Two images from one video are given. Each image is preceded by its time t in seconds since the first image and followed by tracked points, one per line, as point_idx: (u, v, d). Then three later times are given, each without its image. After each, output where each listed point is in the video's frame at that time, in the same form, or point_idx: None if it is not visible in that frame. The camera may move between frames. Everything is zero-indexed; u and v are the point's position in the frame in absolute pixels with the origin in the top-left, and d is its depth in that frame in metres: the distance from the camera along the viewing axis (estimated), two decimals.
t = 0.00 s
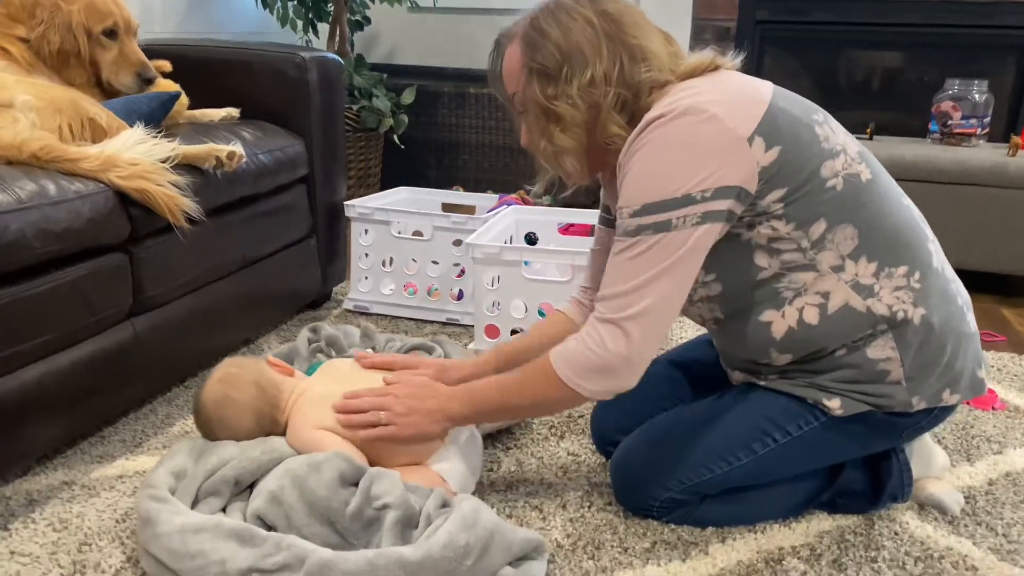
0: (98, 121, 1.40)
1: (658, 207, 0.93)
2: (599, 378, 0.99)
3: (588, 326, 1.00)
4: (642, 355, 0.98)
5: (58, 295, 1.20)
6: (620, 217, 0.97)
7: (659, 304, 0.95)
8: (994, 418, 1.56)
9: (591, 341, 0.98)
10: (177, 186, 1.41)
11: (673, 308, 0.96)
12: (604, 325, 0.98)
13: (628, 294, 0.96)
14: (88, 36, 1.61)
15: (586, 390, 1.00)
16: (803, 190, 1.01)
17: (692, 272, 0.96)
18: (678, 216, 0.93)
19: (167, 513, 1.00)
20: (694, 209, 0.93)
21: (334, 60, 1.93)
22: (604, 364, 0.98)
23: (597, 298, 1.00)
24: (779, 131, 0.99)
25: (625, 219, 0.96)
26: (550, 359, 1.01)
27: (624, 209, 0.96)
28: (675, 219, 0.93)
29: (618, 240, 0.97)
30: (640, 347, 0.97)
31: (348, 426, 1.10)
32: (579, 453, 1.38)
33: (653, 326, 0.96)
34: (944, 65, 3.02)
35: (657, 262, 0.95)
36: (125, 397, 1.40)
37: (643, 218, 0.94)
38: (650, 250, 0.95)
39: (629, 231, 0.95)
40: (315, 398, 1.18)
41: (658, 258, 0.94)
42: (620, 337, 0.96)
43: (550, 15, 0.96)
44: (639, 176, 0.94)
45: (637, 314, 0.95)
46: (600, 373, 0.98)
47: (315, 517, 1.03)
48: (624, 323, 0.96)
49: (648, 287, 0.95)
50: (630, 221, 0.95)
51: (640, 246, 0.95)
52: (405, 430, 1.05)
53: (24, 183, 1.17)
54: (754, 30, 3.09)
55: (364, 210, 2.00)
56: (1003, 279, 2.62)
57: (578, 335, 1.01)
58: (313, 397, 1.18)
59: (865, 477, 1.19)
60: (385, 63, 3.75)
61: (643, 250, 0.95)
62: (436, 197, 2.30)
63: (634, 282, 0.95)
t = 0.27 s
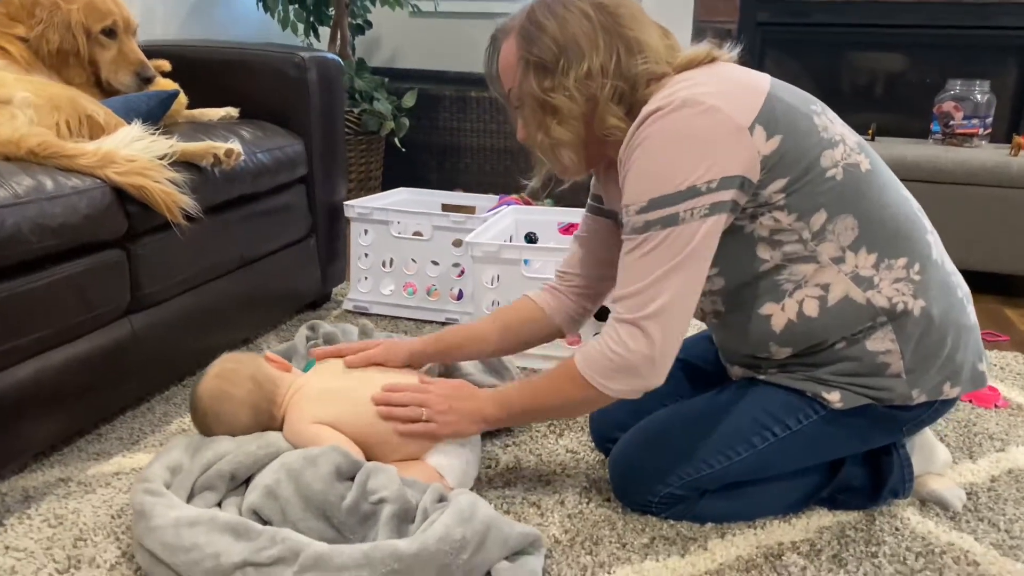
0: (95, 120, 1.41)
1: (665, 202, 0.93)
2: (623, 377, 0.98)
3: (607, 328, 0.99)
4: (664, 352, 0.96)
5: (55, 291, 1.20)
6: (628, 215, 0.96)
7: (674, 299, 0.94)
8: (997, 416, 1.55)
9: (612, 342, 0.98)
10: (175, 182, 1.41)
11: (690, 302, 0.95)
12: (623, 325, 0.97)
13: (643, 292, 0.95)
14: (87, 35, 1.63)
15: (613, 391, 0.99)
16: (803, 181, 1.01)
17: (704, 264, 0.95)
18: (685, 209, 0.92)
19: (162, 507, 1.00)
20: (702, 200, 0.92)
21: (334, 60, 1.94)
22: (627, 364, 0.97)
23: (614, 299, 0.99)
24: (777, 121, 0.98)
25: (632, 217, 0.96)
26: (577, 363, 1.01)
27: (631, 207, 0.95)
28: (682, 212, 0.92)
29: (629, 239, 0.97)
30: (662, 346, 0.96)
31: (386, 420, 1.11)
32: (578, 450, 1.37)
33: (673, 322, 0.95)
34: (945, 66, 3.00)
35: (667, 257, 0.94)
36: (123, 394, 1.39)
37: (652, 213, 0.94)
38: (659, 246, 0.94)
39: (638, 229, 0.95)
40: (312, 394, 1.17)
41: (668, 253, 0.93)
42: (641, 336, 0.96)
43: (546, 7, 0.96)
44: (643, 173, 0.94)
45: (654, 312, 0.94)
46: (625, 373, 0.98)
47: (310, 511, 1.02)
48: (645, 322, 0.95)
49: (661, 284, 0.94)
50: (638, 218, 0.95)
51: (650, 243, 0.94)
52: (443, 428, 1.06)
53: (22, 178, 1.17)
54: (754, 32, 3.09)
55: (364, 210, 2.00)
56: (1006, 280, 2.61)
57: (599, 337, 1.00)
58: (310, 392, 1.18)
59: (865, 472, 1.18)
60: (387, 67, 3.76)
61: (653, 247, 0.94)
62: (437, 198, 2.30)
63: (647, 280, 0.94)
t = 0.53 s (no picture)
0: (100, 121, 1.42)
1: (649, 198, 0.93)
2: (580, 365, 0.98)
3: (575, 314, 0.99)
4: (626, 343, 0.97)
5: (59, 292, 1.20)
6: (613, 205, 0.96)
7: (646, 293, 0.94)
8: (1004, 418, 1.54)
9: (575, 328, 0.98)
10: (179, 185, 1.42)
11: (661, 299, 0.95)
12: (589, 312, 0.97)
13: (617, 282, 0.95)
14: (92, 39, 1.65)
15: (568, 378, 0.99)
16: (804, 182, 1.01)
17: (683, 264, 0.95)
18: (669, 207, 0.92)
19: (165, 506, 1.00)
20: (686, 201, 0.92)
21: (338, 65, 1.95)
22: (588, 352, 0.97)
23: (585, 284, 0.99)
24: (778, 121, 0.98)
25: (616, 208, 0.95)
26: (535, 345, 1.00)
27: (617, 197, 0.95)
28: (665, 210, 0.93)
29: (610, 226, 0.97)
30: (626, 338, 0.96)
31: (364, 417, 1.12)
32: (582, 451, 1.37)
33: (638, 315, 0.95)
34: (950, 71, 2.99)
35: (646, 251, 0.94)
36: (126, 396, 1.39)
37: (635, 207, 0.93)
38: (641, 238, 0.94)
39: (622, 219, 0.95)
40: (315, 394, 1.17)
41: (648, 246, 0.94)
42: (604, 325, 0.96)
43: (547, 10, 0.97)
44: (634, 167, 0.94)
45: (624, 302, 0.94)
46: (583, 361, 0.97)
47: (313, 511, 1.02)
48: (610, 311, 0.95)
49: (636, 276, 0.94)
50: (622, 210, 0.95)
51: (632, 235, 0.94)
52: (391, 419, 1.06)
53: (27, 180, 1.18)
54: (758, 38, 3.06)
55: (368, 214, 2.00)
56: (1012, 284, 2.59)
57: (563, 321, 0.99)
58: (313, 392, 1.18)
59: (871, 473, 1.18)
60: (392, 75, 3.77)
61: (635, 238, 0.94)
62: (441, 202, 2.30)
63: (623, 270, 0.94)
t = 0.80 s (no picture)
0: (105, 124, 1.43)
1: (646, 199, 0.92)
2: (573, 362, 0.98)
3: (568, 310, 0.99)
4: (619, 341, 0.97)
5: (63, 294, 1.20)
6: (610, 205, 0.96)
7: (640, 293, 0.94)
8: (1012, 422, 1.53)
9: (569, 325, 0.98)
10: (183, 188, 1.42)
11: (655, 298, 0.95)
12: (583, 309, 0.97)
13: (612, 281, 0.95)
14: (98, 45, 1.66)
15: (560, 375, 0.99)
16: (808, 183, 1.00)
17: (678, 264, 0.95)
18: (667, 208, 0.92)
19: (167, 508, 0.99)
20: (683, 202, 0.92)
21: (343, 71, 1.95)
22: (580, 349, 0.97)
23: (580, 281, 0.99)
24: (782, 122, 0.98)
25: (615, 206, 0.95)
26: (526, 342, 1.00)
27: (616, 197, 0.95)
28: (664, 211, 0.92)
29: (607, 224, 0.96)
30: (619, 335, 0.96)
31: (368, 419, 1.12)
32: (587, 455, 1.36)
33: (632, 313, 0.95)
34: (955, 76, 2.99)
35: (642, 250, 0.94)
36: (131, 400, 1.39)
37: (633, 207, 0.93)
38: (637, 238, 0.94)
39: (619, 218, 0.94)
40: (318, 397, 1.17)
41: (645, 246, 0.93)
42: (597, 322, 0.96)
43: (549, 13, 0.96)
44: (634, 167, 0.93)
45: (618, 301, 0.95)
46: (576, 358, 0.98)
47: (316, 513, 1.02)
48: (603, 309, 0.95)
49: (631, 275, 0.94)
50: (619, 210, 0.94)
51: (628, 235, 0.94)
52: (384, 420, 1.05)
53: (33, 182, 1.18)
54: (763, 43, 3.05)
55: (373, 218, 2.00)
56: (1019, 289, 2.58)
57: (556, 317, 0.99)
58: (317, 395, 1.17)
59: (878, 476, 1.17)
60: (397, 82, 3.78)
61: (632, 238, 0.94)
62: (445, 207, 2.31)
63: (618, 269, 0.94)
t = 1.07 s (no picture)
0: (113, 130, 1.44)
1: (672, 211, 0.92)
2: (636, 382, 0.99)
3: (620, 332, 0.99)
4: (678, 357, 0.97)
5: (71, 299, 1.21)
6: (637, 220, 0.96)
7: (684, 308, 0.94)
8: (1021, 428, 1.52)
9: (625, 347, 0.98)
10: (190, 194, 1.42)
11: (699, 311, 0.94)
12: (636, 330, 0.97)
13: (655, 300, 0.95)
14: (106, 52, 1.68)
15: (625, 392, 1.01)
16: (818, 186, 1.00)
17: (715, 273, 0.94)
18: (695, 216, 0.92)
19: (173, 511, 1.00)
20: (711, 207, 0.92)
21: (349, 77, 1.96)
22: (641, 368, 0.97)
23: (626, 303, 0.99)
24: (790, 126, 0.98)
25: (642, 224, 0.95)
26: (591, 363, 1.01)
27: (640, 213, 0.95)
28: (692, 219, 0.92)
29: (639, 243, 0.97)
30: (676, 351, 0.96)
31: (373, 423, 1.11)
32: (593, 460, 1.35)
33: (685, 327, 0.95)
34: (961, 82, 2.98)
35: (676, 267, 0.94)
36: (137, 405, 1.39)
37: (662, 220, 0.93)
38: (669, 255, 0.94)
39: (649, 235, 0.95)
40: (324, 401, 1.16)
41: (678, 263, 0.93)
42: (654, 342, 0.96)
43: (553, 20, 0.97)
44: (653, 178, 0.93)
45: (664, 320, 0.95)
46: (638, 376, 0.98)
47: (322, 517, 1.02)
48: (657, 329, 0.95)
49: (670, 293, 0.94)
50: (648, 224, 0.94)
51: (660, 250, 0.94)
52: (465, 434, 1.06)
53: (41, 187, 1.19)
54: (768, 50, 3.05)
55: (378, 224, 2.01)
56: None
57: (611, 341, 1.00)
58: (322, 399, 1.17)
59: (885, 480, 1.16)
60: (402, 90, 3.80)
61: (666, 253, 0.94)
62: (451, 214, 2.31)
63: (656, 288, 0.95)
